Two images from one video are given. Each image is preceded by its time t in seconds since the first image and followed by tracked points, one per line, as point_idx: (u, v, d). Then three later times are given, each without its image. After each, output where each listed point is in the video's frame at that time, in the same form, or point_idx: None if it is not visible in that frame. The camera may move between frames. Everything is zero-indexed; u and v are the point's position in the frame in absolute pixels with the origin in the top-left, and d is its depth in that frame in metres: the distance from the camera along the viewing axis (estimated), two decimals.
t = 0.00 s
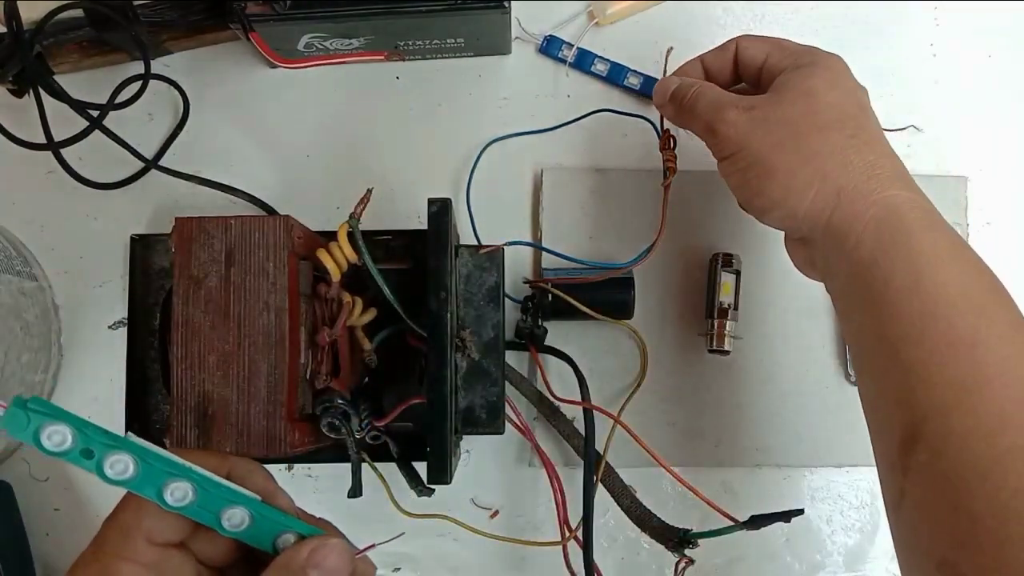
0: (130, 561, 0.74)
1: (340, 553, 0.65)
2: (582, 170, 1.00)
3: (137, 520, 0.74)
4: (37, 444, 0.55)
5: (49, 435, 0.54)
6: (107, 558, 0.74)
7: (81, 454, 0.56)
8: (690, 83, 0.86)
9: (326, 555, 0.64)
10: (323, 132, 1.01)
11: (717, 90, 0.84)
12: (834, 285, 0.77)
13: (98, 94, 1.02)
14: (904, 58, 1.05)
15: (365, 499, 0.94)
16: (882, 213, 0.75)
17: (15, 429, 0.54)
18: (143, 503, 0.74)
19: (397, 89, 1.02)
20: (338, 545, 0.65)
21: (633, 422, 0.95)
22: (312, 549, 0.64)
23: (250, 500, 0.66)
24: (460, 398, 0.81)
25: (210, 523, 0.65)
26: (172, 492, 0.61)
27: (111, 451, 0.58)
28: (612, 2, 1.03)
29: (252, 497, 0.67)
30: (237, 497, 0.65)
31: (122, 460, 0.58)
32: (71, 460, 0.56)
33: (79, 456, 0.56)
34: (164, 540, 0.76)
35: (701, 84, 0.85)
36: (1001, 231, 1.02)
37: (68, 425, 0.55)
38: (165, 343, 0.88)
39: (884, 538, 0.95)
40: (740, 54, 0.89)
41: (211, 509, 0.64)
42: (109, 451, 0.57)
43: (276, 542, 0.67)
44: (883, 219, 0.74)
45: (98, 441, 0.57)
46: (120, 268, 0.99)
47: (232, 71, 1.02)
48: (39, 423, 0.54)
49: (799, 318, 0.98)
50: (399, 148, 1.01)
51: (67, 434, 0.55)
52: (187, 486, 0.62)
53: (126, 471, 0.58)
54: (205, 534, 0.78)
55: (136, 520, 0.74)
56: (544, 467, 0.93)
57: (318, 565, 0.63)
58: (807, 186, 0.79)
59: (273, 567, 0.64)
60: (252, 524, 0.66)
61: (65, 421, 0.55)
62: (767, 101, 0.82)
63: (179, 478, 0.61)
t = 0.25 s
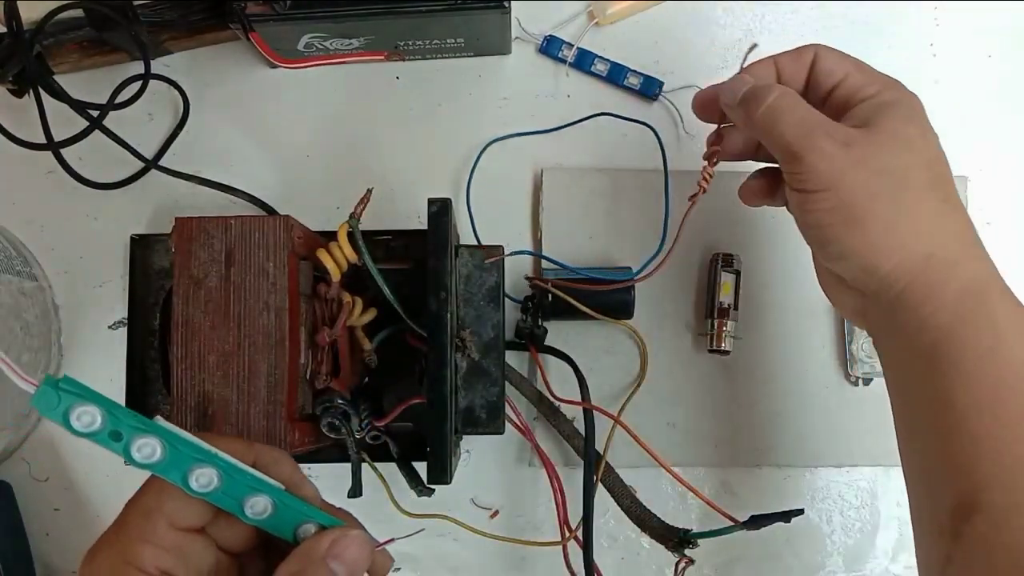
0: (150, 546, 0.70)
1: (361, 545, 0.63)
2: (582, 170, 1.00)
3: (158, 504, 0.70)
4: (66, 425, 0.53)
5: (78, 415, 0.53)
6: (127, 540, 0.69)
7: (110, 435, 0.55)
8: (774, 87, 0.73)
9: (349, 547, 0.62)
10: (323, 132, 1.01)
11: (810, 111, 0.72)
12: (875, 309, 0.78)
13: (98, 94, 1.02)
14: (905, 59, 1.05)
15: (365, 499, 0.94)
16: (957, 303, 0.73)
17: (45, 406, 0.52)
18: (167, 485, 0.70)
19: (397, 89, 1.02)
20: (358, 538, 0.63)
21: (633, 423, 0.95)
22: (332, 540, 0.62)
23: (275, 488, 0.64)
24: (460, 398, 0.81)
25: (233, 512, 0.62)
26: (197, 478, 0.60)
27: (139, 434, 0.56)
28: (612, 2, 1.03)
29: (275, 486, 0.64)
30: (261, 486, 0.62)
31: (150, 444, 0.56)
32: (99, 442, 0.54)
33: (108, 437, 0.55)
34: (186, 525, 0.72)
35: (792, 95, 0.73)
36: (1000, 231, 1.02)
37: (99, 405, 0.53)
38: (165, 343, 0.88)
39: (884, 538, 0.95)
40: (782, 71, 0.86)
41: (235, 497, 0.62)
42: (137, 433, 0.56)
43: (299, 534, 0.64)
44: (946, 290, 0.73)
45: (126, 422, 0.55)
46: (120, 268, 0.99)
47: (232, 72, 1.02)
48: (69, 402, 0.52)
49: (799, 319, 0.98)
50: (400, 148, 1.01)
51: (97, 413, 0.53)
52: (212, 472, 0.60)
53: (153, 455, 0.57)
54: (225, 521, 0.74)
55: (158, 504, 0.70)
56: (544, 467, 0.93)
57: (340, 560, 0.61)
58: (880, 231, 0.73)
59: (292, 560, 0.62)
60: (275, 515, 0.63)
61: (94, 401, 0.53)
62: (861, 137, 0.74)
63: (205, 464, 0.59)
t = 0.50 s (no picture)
0: (231, 483, 0.67)
1: (422, 490, 0.60)
2: (581, 170, 1.00)
3: (244, 442, 0.68)
4: (153, 345, 0.52)
5: (165, 336, 0.52)
6: (210, 481, 0.67)
7: (194, 360, 0.54)
8: (860, 150, 0.71)
9: (411, 487, 0.60)
10: (322, 132, 1.01)
11: (891, 178, 0.70)
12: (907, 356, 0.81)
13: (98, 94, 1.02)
14: (905, 59, 1.05)
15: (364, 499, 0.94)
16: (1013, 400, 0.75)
17: (133, 327, 0.51)
18: (253, 423, 0.68)
19: (397, 89, 1.02)
20: (419, 481, 0.60)
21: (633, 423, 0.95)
22: (393, 483, 0.60)
23: (351, 426, 0.62)
24: (460, 398, 0.81)
25: (308, 449, 0.61)
26: (277, 412, 0.58)
27: (222, 360, 0.55)
28: (612, 2, 1.03)
29: (352, 424, 0.62)
30: (339, 424, 0.60)
31: (233, 372, 0.55)
32: (182, 365, 0.54)
33: (192, 361, 0.54)
34: (267, 466, 0.69)
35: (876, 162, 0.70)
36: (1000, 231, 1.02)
37: (185, 327, 0.53)
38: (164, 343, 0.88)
39: (883, 538, 0.95)
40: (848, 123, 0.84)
41: (310, 437, 0.60)
42: (219, 360, 0.55)
43: (370, 471, 0.63)
44: (990, 380, 0.75)
45: (212, 346, 0.54)
46: (120, 268, 0.99)
47: (232, 72, 1.02)
48: (156, 323, 0.52)
49: (799, 319, 0.98)
50: (400, 148, 1.01)
51: (183, 335, 0.53)
52: (292, 407, 0.58)
53: (235, 384, 0.56)
54: (302, 461, 0.72)
55: (242, 441, 0.68)
56: (544, 467, 0.93)
57: (403, 503, 0.59)
58: (945, 312, 0.73)
59: (358, 498, 0.60)
60: (349, 452, 0.62)
61: (182, 322, 0.53)
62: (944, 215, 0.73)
63: (286, 397, 0.58)
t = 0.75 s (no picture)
0: (307, 266, 0.67)
1: (490, 280, 0.59)
2: (581, 170, 1.00)
3: (325, 225, 0.67)
4: (232, 95, 0.52)
5: (246, 84, 0.52)
6: (283, 263, 0.66)
7: (272, 116, 0.53)
8: (866, 186, 0.72)
9: (480, 277, 0.58)
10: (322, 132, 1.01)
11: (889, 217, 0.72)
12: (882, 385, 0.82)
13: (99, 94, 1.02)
14: (905, 59, 1.05)
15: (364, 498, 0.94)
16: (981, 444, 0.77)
17: (215, 67, 0.51)
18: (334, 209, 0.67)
19: (396, 89, 1.02)
20: (487, 273, 0.59)
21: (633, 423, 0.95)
22: (457, 273, 0.59)
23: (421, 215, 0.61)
24: (460, 398, 0.81)
25: (377, 232, 0.60)
26: (351, 185, 0.57)
27: (298, 121, 0.54)
28: (612, 2, 1.03)
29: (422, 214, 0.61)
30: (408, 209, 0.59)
31: (310, 135, 0.54)
32: (258, 124, 0.53)
33: (271, 118, 0.53)
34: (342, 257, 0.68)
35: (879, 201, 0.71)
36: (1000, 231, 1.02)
37: (265, 77, 0.52)
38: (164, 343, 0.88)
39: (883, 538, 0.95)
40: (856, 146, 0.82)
41: (383, 214, 0.59)
42: (297, 121, 0.54)
43: (437, 264, 0.62)
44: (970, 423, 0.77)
45: (292, 105, 0.53)
46: (120, 268, 0.99)
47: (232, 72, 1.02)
48: (237, 66, 0.51)
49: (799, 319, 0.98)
50: (399, 147, 1.01)
51: (264, 86, 0.52)
52: (364, 181, 0.57)
53: (311, 146, 0.55)
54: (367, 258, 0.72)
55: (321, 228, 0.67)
56: (544, 467, 0.93)
57: (471, 292, 0.58)
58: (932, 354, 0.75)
59: (422, 295, 0.59)
60: (416, 242, 0.61)
61: (262, 73, 0.52)
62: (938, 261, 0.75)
63: (360, 171, 0.57)
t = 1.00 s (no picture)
0: (384, 146, 0.65)
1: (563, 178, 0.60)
2: (581, 170, 1.00)
3: (402, 111, 0.66)
4: None
5: None
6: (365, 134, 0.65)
7: None
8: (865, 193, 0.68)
9: (555, 177, 0.60)
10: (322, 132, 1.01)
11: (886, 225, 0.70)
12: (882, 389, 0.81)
13: (99, 94, 1.02)
14: (905, 58, 1.05)
15: (364, 498, 0.94)
16: (981, 451, 0.76)
17: None
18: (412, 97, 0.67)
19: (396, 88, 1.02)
20: (561, 173, 0.61)
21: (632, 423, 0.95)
22: (534, 170, 0.60)
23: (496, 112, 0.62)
24: (461, 398, 0.81)
25: (452, 122, 0.61)
26: (431, 76, 0.58)
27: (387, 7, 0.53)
28: (612, 3, 1.04)
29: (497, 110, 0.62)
30: (485, 105, 0.60)
31: (396, 21, 0.54)
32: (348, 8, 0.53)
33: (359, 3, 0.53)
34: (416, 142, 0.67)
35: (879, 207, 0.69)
36: (1001, 231, 1.02)
37: None
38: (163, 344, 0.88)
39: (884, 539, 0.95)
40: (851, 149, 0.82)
41: (459, 104, 0.60)
42: (386, 7, 0.53)
43: (507, 164, 0.64)
44: (967, 432, 0.76)
45: None
46: (120, 268, 0.99)
47: (232, 72, 1.02)
48: None
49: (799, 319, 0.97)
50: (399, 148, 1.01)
51: None
52: (445, 75, 0.58)
53: (396, 34, 0.55)
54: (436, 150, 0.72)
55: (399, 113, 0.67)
56: (544, 466, 0.93)
57: (548, 188, 0.59)
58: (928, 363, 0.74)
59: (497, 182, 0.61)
60: (491, 140, 0.63)
61: None
62: (936, 271, 0.74)
63: (441, 62, 0.57)
